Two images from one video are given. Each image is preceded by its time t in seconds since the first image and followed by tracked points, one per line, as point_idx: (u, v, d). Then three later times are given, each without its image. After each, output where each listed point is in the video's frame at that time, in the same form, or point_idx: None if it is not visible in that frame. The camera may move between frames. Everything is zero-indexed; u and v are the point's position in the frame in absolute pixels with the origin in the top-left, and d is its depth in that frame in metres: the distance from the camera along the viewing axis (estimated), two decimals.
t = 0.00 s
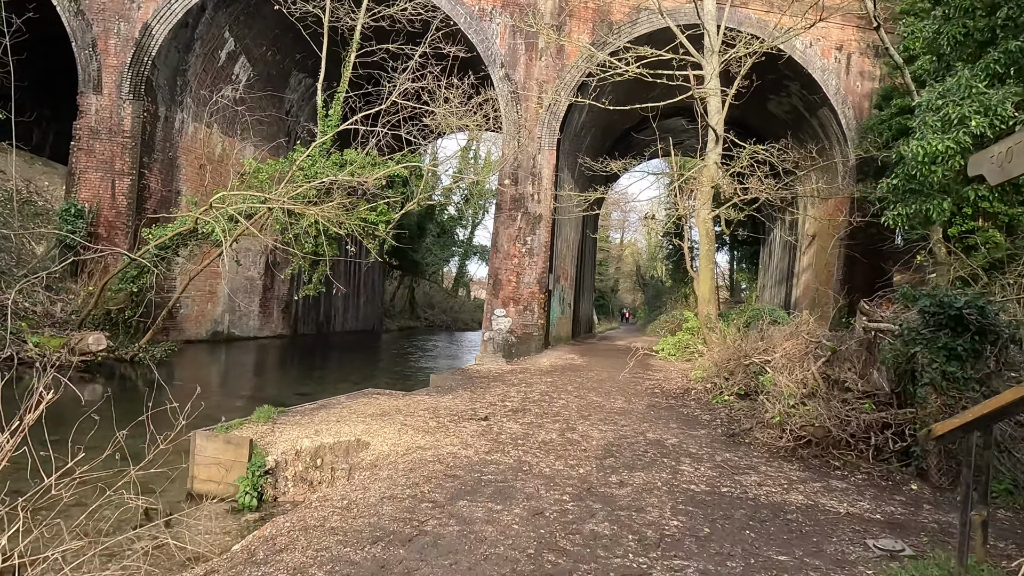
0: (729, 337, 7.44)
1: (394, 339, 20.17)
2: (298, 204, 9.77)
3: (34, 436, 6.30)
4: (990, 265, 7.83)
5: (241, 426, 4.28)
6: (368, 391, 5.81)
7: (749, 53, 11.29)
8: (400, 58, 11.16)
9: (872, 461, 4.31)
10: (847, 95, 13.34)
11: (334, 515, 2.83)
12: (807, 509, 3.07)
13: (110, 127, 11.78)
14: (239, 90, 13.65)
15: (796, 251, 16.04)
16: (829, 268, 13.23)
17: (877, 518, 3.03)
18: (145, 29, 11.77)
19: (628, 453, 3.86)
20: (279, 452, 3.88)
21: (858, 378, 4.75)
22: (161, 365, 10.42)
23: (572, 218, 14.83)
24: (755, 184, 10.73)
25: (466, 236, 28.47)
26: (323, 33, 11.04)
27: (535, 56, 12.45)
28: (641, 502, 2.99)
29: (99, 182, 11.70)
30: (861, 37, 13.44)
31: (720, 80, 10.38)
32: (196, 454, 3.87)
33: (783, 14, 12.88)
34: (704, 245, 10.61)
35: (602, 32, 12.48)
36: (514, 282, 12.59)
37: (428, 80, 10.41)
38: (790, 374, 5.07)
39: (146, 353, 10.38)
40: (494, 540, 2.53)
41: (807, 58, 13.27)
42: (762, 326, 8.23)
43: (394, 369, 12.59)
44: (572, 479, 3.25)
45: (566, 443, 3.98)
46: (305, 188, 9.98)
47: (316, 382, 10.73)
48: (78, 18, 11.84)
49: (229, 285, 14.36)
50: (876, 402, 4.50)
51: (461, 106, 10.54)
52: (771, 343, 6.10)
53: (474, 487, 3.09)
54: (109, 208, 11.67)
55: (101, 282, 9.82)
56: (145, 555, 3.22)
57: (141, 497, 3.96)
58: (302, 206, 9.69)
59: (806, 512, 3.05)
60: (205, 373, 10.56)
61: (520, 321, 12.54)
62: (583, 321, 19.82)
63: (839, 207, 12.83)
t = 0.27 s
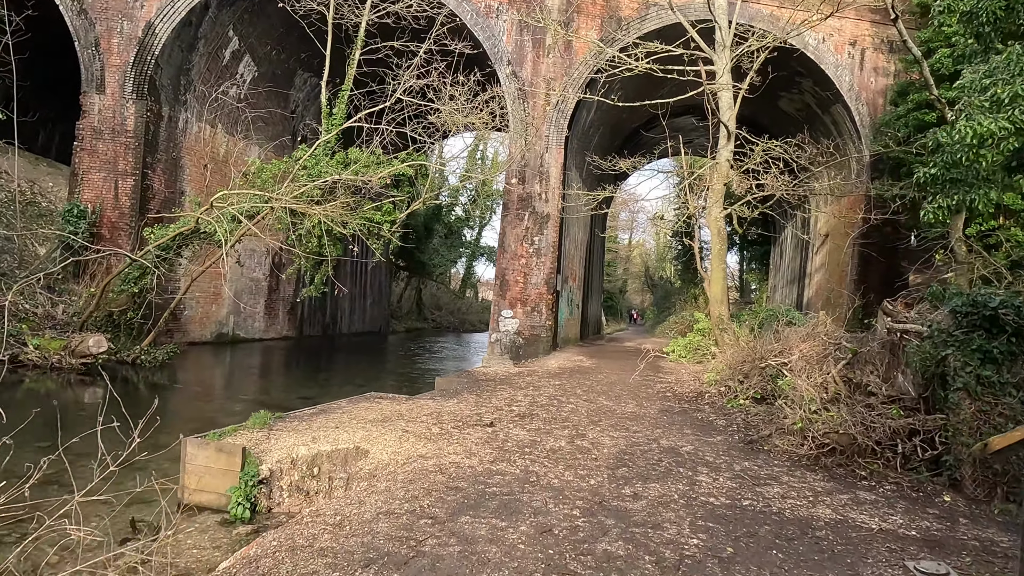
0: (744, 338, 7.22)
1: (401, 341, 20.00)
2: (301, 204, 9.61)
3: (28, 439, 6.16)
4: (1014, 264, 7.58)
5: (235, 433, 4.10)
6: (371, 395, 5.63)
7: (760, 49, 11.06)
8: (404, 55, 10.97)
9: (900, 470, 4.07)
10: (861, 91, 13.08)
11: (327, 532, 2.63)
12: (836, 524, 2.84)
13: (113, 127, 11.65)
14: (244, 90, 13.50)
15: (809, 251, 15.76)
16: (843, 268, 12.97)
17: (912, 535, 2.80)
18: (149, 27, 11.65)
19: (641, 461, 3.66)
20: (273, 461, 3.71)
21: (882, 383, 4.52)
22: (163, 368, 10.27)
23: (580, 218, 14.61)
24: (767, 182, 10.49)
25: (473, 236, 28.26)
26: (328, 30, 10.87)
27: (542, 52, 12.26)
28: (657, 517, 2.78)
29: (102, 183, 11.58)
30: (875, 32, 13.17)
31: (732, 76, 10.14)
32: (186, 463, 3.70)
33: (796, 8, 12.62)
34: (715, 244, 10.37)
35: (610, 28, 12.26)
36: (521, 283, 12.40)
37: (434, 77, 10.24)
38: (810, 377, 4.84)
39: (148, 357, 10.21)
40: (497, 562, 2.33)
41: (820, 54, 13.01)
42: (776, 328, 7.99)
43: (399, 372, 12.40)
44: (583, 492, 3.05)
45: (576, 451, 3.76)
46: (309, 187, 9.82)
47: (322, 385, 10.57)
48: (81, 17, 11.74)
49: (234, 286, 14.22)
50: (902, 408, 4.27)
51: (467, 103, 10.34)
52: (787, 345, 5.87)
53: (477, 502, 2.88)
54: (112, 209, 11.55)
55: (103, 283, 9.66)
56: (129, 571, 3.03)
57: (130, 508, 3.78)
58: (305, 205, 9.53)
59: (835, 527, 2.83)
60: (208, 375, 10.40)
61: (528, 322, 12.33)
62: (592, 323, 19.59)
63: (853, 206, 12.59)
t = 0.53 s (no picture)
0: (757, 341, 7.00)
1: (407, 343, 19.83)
2: (304, 204, 9.45)
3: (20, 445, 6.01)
4: None
5: (228, 442, 3.92)
6: (372, 401, 5.45)
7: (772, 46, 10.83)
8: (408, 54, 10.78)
9: (929, 483, 3.85)
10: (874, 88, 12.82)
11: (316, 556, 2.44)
12: (868, 546, 2.63)
13: (115, 128, 11.53)
14: (248, 90, 13.37)
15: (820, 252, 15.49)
16: (856, 269, 12.72)
17: (950, 558, 2.59)
18: (151, 27, 11.53)
19: (654, 473, 3.46)
20: (267, 472, 3.53)
21: (906, 390, 4.30)
22: (165, 370, 10.12)
23: (587, 218, 14.41)
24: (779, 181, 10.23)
25: (480, 237, 28.05)
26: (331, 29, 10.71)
27: (549, 50, 12.07)
28: (673, 537, 2.59)
29: (105, 184, 11.47)
30: (888, 28, 12.92)
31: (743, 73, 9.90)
32: (175, 474, 3.52)
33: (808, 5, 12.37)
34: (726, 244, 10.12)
35: (618, 26, 12.05)
36: (528, 285, 12.20)
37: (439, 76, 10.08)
38: (830, 383, 4.62)
39: (149, 361, 10.06)
40: None
41: (832, 51, 12.75)
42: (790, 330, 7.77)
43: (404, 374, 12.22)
44: (592, 509, 2.85)
45: (585, 463, 3.57)
46: (312, 188, 9.66)
47: (326, 387, 10.42)
48: (84, 17, 11.63)
49: (239, 288, 14.09)
50: (930, 417, 4.04)
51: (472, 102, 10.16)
52: (804, 349, 5.66)
53: (479, 522, 2.68)
54: (115, 211, 11.44)
55: (103, 285, 9.54)
56: None
57: (117, 521, 3.61)
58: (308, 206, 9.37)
59: (866, 549, 2.62)
60: (211, 378, 10.25)
61: (535, 324, 12.13)
62: (600, 325, 19.37)
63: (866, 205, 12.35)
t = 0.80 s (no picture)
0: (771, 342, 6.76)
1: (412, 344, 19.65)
2: (305, 203, 9.27)
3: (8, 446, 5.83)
4: None
5: (218, 448, 3.73)
6: (371, 405, 5.26)
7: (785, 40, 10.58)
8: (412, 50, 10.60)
9: (961, 494, 3.61)
10: (888, 84, 12.55)
11: None
12: (904, 566, 2.40)
13: (116, 127, 11.39)
14: (251, 89, 13.22)
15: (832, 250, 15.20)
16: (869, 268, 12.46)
17: None
18: (152, 24, 11.39)
19: (667, 483, 3.24)
20: (257, 481, 3.34)
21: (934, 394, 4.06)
22: (166, 372, 9.96)
23: (595, 217, 14.18)
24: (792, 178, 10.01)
25: (486, 237, 27.83)
26: (334, 24, 10.53)
27: (555, 46, 11.86)
28: (691, 556, 2.37)
29: (106, 183, 11.33)
30: (902, 23, 12.65)
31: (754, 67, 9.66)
32: (161, 483, 3.33)
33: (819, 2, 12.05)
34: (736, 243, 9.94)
35: (626, 21, 11.83)
36: (535, 285, 11.99)
37: (443, 71, 9.88)
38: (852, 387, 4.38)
39: (149, 362, 9.89)
40: None
41: (844, 46, 12.49)
42: (805, 331, 7.53)
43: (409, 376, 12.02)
44: (603, 524, 2.64)
45: (594, 471, 3.35)
46: (314, 186, 9.48)
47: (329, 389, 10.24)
48: (84, 15, 11.51)
49: (242, 288, 13.94)
50: (962, 423, 3.80)
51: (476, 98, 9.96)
52: (821, 350, 5.42)
53: (479, 540, 2.47)
54: (116, 210, 11.29)
55: (102, 285, 9.40)
56: None
57: (99, 532, 3.42)
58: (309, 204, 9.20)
59: (902, 570, 2.39)
60: (212, 380, 10.07)
61: (541, 325, 11.91)
62: (607, 325, 19.13)
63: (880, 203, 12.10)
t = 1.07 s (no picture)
0: (789, 345, 6.54)
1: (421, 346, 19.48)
2: (311, 203, 9.12)
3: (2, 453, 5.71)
4: None
5: (214, 457, 3.56)
6: (375, 410, 5.08)
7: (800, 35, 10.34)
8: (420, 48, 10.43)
9: (1002, 509, 3.39)
10: (905, 80, 12.27)
11: None
12: None
13: (122, 127, 11.29)
14: (258, 89, 13.11)
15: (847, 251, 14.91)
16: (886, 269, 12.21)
17: None
18: (158, 24, 11.29)
19: (688, 498, 3.04)
20: (254, 493, 3.17)
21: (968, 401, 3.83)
22: (171, 375, 9.83)
23: (605, 217, 13.97)
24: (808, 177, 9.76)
25: (495, 238, 27.64)
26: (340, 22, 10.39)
27: (565, 44, 11.68)
28: None
29: (111, 184, 11.22)
30: (920, 18, 12.37)
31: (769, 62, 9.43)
32: (152, 496, 3.16)
33: None
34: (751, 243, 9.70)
35: (636, 18, 11.62)
36: (544, 286, 11.79)
37: (450, 69, 9.70)
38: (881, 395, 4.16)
39: (154, 365, 9.79)
40: None
41: (860, 42, 12.23)
42: (824, 333, 7.29)
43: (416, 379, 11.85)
44: (622, 545, 2.44)
45: (609, 484, 3.16)
46: (319, 185, 9.32)
47: (336, 391, 10.09)
48: (90, 15, 11.42)
49: (249, 290, 13.83)
50: (1001, 433, 3.57)
51: (485, 95, 9.78)
52: (844, 354, 5.19)
53: (487, 563, 2.29)
54: (121, 211, 11.19)
55: (105, 287, 9.33)
56: None
57: (88, 546, 3.25)
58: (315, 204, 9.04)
59: None
60: (217, 383, 9.94)
61: (551, 327, 11.71)
62: (617, 327, 18.91)
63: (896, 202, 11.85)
